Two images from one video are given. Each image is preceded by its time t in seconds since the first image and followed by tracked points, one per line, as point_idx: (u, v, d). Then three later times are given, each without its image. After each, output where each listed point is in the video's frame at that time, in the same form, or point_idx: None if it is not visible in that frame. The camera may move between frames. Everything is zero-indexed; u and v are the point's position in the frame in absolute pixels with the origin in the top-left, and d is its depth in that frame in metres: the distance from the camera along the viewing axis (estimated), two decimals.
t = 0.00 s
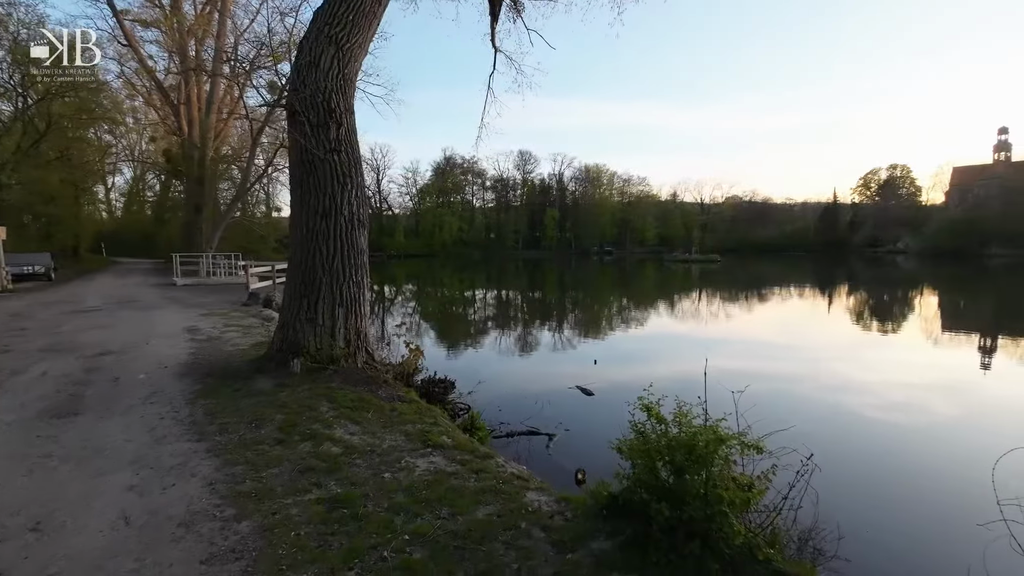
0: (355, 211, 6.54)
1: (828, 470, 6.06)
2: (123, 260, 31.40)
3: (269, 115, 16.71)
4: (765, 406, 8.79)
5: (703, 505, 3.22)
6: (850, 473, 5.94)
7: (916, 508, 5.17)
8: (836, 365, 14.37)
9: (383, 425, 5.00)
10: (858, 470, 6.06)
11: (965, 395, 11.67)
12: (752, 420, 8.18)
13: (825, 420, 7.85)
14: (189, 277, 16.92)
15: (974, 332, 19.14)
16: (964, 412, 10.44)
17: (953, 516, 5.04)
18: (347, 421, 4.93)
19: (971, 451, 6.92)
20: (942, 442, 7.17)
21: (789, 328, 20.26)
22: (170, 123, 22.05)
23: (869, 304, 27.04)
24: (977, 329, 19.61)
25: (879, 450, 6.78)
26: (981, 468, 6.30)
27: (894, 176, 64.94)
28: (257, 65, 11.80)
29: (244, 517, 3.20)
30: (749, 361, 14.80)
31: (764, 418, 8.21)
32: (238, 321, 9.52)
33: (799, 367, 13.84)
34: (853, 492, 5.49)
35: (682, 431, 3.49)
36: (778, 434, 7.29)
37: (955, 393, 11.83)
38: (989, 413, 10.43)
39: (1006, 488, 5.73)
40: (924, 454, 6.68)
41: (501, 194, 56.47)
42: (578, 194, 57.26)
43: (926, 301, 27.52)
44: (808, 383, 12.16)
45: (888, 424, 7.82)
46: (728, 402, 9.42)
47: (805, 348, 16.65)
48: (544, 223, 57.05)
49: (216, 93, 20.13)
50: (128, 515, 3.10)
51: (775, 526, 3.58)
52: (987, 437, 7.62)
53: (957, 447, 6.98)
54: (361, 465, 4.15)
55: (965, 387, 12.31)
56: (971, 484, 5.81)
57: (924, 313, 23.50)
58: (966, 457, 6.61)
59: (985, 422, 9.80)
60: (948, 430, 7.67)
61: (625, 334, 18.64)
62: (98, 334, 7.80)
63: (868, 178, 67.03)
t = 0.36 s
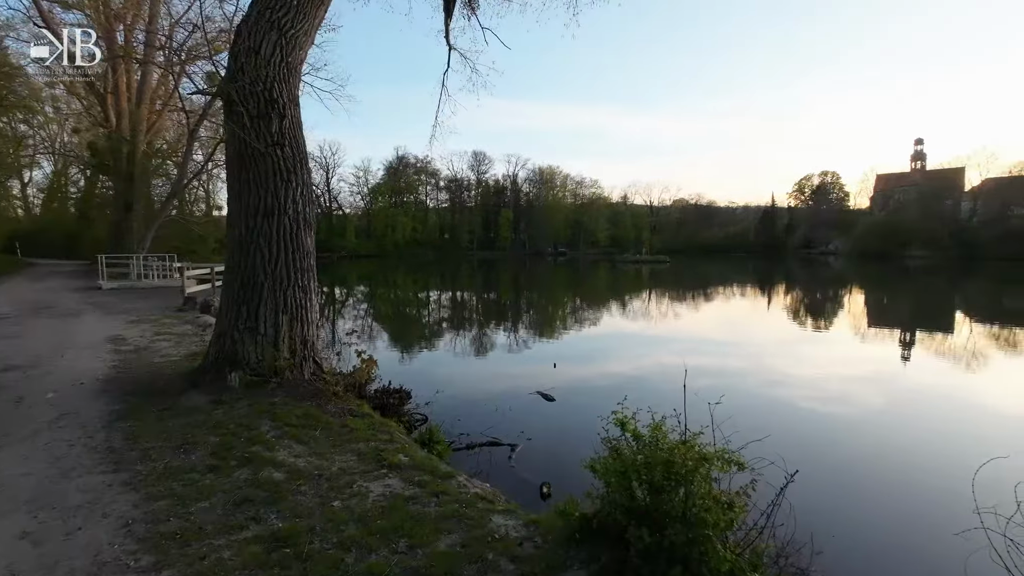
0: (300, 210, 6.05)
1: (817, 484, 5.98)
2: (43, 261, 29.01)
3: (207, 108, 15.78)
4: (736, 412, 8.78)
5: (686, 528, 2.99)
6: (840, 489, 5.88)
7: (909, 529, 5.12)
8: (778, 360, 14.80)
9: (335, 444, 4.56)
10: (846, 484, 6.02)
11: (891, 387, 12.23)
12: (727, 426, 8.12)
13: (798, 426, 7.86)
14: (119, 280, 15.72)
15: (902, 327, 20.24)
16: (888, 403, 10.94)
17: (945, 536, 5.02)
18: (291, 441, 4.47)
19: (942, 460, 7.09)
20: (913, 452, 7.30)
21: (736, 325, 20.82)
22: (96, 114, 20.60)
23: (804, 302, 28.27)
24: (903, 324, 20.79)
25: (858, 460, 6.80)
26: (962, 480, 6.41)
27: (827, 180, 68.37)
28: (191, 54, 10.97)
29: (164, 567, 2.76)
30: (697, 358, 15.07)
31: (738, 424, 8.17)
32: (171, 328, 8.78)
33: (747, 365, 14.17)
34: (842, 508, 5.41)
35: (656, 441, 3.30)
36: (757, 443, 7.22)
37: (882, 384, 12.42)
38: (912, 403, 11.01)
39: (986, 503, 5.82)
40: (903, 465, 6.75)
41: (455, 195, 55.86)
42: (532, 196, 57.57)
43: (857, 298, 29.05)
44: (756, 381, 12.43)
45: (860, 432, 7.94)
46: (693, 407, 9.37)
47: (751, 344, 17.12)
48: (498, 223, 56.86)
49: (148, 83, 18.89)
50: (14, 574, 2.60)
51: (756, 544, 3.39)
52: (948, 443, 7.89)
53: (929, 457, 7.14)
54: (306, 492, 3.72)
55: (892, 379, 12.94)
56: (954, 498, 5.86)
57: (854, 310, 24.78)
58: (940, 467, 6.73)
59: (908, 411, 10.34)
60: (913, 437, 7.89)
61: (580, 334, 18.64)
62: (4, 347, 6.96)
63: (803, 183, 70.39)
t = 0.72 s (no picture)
0: (255, 207, 5.63)
1: (812, 501, 5.82)
2: None
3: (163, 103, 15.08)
4: (718, 421, 8.63)
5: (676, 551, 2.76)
6: (836, 506, 5.75)
7: (911, 548, 5.00)
8: (745, 358, 14.85)
9: (291, 461, 4.18)
10: (840, 500, 5.90)
11: (854, 383, 12.40)
12: (712, 437, 7.95)
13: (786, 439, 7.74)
14: (68, 283, 14.85)
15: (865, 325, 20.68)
16: (852, 398, 11.06)
17: (948, 554, 4.91)
18: (242, 457, 4.08)
19: (925, 469, 7.11)
20: (895, 461, 7.29)
21: (706, 325, 20.94)
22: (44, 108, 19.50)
23: (768, 301, 28.74)
24: (863, 322, 21.24)
25: (848, 473, 6.71)
26: (952, 490, 6.40)
27: (790, 184, 70.05)
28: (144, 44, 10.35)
29: None
30: (670, 357, 15.01)
31: (722, 435, 8.01)
32: (118, 335, 8.21)
33: (718, 363, 14.20)
34: (841, 529, 5.25)
35: (640, 453, 3.06)
36: (745, 455, 7.07)
37: (845, 380, 12.58)
38: (874, 398, 11.17)
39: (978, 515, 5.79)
40: (891, 477, 6.71)
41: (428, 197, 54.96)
42: (505, 198, 57.38)
43: (820, 298, 29.68)
44: (728, 378, 12.43)
45: (843, 442, 7.91)
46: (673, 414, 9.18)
47: (721, 342, 17.20)
48: (471, 225, 56.43)
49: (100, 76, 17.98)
50: None
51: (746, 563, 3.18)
52: (925, 451, 7.95)
53: (913, 466, 7.14)
54: (255, 516, 3.35)
55: (855, 375, 13.13)
56: (947, 511, 5.82)
57: (816, 309, 25.27)
58: (928, 478, 6.73)
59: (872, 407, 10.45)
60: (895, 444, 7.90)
61: (554, 335, 18.43)
62: None
63: (768, 186, 71.99)
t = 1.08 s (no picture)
0: (214, 211, 5.24)
1: (808, 519, 5.55)
2: None
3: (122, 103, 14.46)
4: (703, 431, 8.38)
5: None
6: (833, 524, 5.48)
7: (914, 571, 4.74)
8: (720, 362, 14.84)
9: (251, 488, 3.82)
10: (836, 517, 5.64)
11: (823, 383, 12.59)
12: (698, 448, 7.68)
13: (770, 447, 7.62)
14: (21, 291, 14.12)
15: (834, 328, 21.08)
16: (822, 399, 11.18)
17: None
18: (195, 485, 3.72)
19: (912, 476, 6.95)
20: (879, 466, 7.23)
21: (683, 329, 21.00)
22: None
23: (741, 306, 29.07)
24: (832, 326, 21.56)
25: (840, 485, 6.47)
26: (940, 499, 6.23)
27: (761, 191, 71.37)
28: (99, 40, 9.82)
29: None
30: (648, 361, 14.94)
31: (709, 445, 7.73)
32: (68, 347, 7.71)
33: (693, 366, 14.27)
34: (841, 552, 4.97)
35: (629, 478, 2.88)
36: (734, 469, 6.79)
37: (814, 381, 12.77)
38: (842, 398, 11.34)
39: (972, 526, 5.60)
40: (880, 487, 6.51)
41: (405, 202, 54.31)
42: (483, 204, 57.30)
43: (790, 302, 30.18)
44: (702, 381, 12.48)
45: (828, 450, 7.74)
46: (655, 423, 8.94)
47: (697, 346, 17.23)
48: (449, 231, 56.14)
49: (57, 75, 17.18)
50: None
51: None
52: (909, 455, 7.82)
53: (900, 474, 6.97)
54: (206, 553, 3.02)
55: (823, 376, 13.33)
56: (942, 524, 5.60)
57: (787, 313, 25.62)
58: (916, 487, 6.55)
59: (842, 407, 10.56)
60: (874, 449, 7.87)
61: (531, 340, 18.29)
62: None
63: (740, 193, 73.22)
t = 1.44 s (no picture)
0: (152, 211, 4.76)
1: (790, 529, 5.33)
2: None
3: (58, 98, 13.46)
4: (675, 436, 8.18)
5: None
6: (816, 534, 5.27)
7: None
8: (681, 364, 14.90)
9: (189, 521, 3.40)
10: (817, 525, 5.45)
11: (779, 383, 12.84)
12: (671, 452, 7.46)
13: (740, 449, 7.56)
14: None
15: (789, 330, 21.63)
16: (780, 398, 11.36)
17: None
18: (123, 520, 3.28)
19: (877, 477, 6.92)
20: (847, 465, 7.27)
21: (645, 332, 21.11)
22: None
23: (700, 309, 29.55)
24: (784, 328, 22.12)
25: (816, 490, 6.32)
26: (907, 501, 6.19)
27: (717, 198, 73.23)
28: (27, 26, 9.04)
29: None
30: (612, 364, 14.87)
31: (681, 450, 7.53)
32: None
33: (655, 368, 14.31)
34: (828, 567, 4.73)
35: (610, 501, 2.82)
36: (710, 474, 6.56)
37: (770, 381, 13.00)
38: (798, 397, 11.56)
39: (946, 530, 5.51)
40: (850, 488, 6.49)
41: (367, 206, 53.03)
42: (447, 208, 56.80)
43: (746, 305, 30.88)
44: (664, 383, 12.50)
45: (797, 453, 7.65)
46: (625, 427, 8.73)
47: (660, 349, 17.29)
48: (412, 235, 55.33)
49: None
50: None
51: None
52: (872, 455, 7.85)
53: (868, 475, 6.93)
54: None
55: (779, 376, 13.61)
56: (918, 530, 5.49)
57: (743, 316, 26.17)
58: (884, 490, 6.50)
59: (799, 406, 10.74)
60: (837, 449, 7.96)
61: (496, 345, 18.02)
62: None
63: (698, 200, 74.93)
